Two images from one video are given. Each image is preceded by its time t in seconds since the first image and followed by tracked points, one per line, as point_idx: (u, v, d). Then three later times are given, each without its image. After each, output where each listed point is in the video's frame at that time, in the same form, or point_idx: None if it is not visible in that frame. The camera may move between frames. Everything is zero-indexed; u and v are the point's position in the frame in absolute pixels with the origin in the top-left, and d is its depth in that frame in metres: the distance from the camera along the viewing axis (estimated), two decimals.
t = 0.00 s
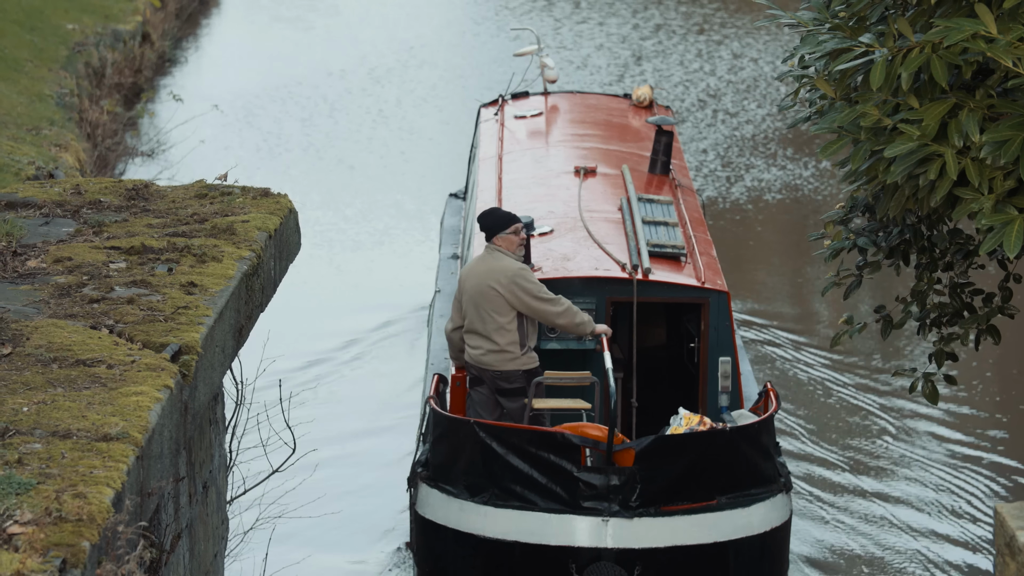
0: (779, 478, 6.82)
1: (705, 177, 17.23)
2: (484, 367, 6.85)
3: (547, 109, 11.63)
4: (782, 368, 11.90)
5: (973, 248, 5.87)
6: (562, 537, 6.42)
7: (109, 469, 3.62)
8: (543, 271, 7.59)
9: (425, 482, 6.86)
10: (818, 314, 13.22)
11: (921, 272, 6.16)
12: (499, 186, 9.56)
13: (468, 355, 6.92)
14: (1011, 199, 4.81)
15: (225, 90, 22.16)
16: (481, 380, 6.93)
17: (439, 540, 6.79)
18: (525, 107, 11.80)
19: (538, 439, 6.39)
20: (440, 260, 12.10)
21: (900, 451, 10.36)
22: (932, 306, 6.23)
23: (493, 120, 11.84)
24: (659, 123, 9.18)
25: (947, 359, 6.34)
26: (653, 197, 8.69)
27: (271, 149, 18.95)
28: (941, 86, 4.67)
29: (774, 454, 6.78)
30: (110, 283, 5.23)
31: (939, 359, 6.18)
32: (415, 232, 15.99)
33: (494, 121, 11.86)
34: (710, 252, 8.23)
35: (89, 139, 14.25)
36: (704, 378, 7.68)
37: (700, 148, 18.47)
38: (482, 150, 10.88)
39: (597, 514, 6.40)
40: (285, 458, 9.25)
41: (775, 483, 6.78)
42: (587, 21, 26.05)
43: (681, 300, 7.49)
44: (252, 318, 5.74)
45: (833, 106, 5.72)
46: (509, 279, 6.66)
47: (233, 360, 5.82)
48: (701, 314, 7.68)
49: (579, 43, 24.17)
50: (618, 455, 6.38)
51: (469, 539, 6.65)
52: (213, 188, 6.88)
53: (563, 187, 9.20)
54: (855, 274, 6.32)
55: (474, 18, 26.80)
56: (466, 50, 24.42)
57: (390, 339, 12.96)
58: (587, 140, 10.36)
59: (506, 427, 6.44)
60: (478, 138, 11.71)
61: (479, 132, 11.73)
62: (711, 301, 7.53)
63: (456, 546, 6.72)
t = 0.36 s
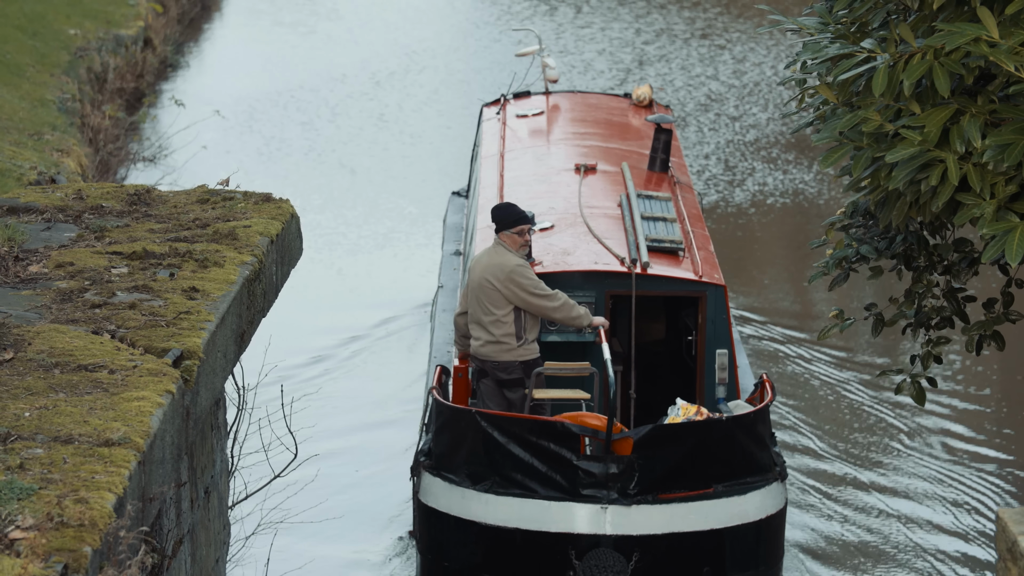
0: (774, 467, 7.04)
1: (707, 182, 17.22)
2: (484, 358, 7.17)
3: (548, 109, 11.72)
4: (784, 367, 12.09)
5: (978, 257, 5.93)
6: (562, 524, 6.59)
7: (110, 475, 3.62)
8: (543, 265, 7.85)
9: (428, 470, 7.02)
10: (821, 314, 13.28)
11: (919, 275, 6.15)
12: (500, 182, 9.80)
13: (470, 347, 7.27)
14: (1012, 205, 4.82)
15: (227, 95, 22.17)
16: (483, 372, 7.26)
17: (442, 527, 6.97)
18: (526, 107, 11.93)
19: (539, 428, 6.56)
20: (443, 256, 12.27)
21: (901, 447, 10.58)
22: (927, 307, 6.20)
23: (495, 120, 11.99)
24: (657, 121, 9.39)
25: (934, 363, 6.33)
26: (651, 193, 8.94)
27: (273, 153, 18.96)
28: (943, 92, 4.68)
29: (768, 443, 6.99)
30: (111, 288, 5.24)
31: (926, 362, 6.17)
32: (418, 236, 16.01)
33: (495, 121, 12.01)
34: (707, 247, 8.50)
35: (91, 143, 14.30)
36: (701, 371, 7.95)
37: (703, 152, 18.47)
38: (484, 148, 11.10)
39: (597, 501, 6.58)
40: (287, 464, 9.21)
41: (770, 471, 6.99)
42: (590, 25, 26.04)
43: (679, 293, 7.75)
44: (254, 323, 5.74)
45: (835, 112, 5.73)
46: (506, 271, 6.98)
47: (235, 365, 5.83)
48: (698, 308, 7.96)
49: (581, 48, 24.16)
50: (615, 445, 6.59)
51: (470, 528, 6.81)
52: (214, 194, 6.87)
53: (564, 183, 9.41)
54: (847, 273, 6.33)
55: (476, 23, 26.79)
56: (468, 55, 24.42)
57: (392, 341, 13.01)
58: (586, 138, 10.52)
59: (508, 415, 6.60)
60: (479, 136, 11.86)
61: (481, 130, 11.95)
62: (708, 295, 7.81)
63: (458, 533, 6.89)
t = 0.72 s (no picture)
0: (770, 457, 7.54)
1: (708, 187, 17.22)
2: (487, 348, 7.62)
3: (548, 108, 12.01)
4: (787, 361, 12.20)
5: (982, 263, 5.91)
6: (562, 511, 7.14)
7: (111, 480, 3.62)
8: (544, 260, 8.35)
9: (431, 460, 7.61)
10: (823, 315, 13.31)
11: (925, 284, 6.17)
12: (502, 178, 10.24)
13: (474, 338, 7.68)
14: (1014, 210, 4.81)
15: (228, 99, 22.19)
16: (485, 362, 7.70)
17: (444, 515, 7.55)
18: (526, 106, 12.20)
19: (537, 418, 7.10)
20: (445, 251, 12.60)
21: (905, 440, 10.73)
22: (937, 316, 6.21)
23: (495, 119, 12.30)
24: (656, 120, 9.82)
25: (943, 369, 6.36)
26: (650, 190, 9.47)
27: (274, 158, 18.98)
28: (944, 98, 4.69)
29: (763, 434, 7.45)
30: (113, 293, 5.25)
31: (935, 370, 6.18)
32: (421, 239, 16.04)
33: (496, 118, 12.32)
34: (705, 243, 9.03)
35: (93, 148, 14.35)
36: (699, 363, 8.46)
37: (705, 157, 18.48)
38: (486, 146, 11.47)
39: (596, 489, 7.11)
40: (289, 469, 9.19)
41: (764, 460, 7.49)
42: (592, 30, 26.06)
43: (675, 286, 8.26)
44: (255, 328, 5.75)
45: (836, 118, 5.75)
46: (515, 263, 7.41)
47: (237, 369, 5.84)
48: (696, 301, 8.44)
49: (583, 53, 24.19)
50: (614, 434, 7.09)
51: (473, 513, 7.39)
52: (216, 199, 6.88)
53: (564, 180, 9.88)
54: (861, 289, 6.34)
55: (477, 28, 26.81)
56: (470, 59, 24.47)
57: (393, 342, 13.10)
58: (585, 137, 10.91)
59: (507, 407, 7.14)
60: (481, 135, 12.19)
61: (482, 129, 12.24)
62: (705, 289, 8.29)
63: (460, 520, 7.47)
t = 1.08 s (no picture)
0: (765, 448, 8.03)
1: (708, 192, 17.22)
2: (493, 340, 7.96)
3: (549, 108, 12.46)
4: (793, 359, 12.34)
5: (981, 270, 5.90)
6: (562, 499, 7.63)
7: (112, 485, 3.62)
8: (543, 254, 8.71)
9: (433, 451, 8.10)
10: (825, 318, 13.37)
11: (931, 292, 6.16)
12: (504, 176, 10.59)
13: (479, 331, 8.00)
14: (1015, 216, 4.82)
15: (229, 105, 22.19)
16: (488, 354, 8.05)
17: (444, 504, 8.03)
18: (527, 107, 12.64)
19: (537, 410, 7.62)
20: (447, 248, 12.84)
21: (908, 433, 10.82)
22: (945, 324, 6.22)
23: (498, 119, 12.71)
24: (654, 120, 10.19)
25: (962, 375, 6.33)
26: (648, 188, 9.86)
27: (274, 163, 18.97)
28: (945, 103, 4.69)
29: (758, 426, 7.94)
30: (113, 299, 5.25)
31: (953, 378, 6.16)
32: (425, 243, 16.04)
33: (499, 119, 12.73)
34: (700, 239, 9.44)
35: (93, 154, 14.37)
36: (695, 356, 8.84)
37: (707, 162, 18.50)
38: (488, 145, 11.84)
39: (593, 479, 7.62)
40: (290, 474, 9.16)
41: (758, 451, 7.98)
42: (593, 36, 26.08)
43: (672, 281, 8.65)
44: (256, 335, 5.75)
45: (836, 124, 5.77)
46: (521, 256, 7.74)
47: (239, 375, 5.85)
48: (692, 297, 8.85)
49: (584, 58, 24.21)
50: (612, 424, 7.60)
51: (474, 502, 7.87)
52: (217, 205, 6.89)
53: (564, 178, 10.24)
54: (865, 297, 6.34)
55: (478, 34, 26.83)
56: (471, 64, 24.51)
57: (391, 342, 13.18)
58: (585, 137, 11.30)
59: (509, 399, 7.66)
60: (483, 135, 12.59)
61: (486, 129, 12.68)
62: (701, 284, 8.69)
63: (461, 509, 7.94)
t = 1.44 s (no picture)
0: (759, 438, 8.30)
1: (708, 197, 17.23)
2: (498, 332, 8.33)
3: (549, 107, 12.71)
4: (791, 354, 12.46)
5: (980, 273, 5.92)
6: (561, 487, 7.90)
7: (112, 491, 3.63)
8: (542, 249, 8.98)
9: (433, 441, 8.34)
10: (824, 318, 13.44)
11: (927, 296, 6.16)
12: (505, 172, 10.86)
13: (483, 325, 8.36)
14: (1016, 220, 4.82)
15: (229, 110, 22.21)
16: (491, 347, 8.40)
17: (446, 493, 8.28)
18: (528, 107, 12.89)
19: (537, 400, 7.88)
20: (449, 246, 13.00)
21: (910, 428, 10.87)
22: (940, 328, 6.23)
23: (499, 117, 12.93)
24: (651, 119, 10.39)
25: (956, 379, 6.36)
26: (646, 185, 10.08)
27: (274, 168, 18.97)
28: (945, 108, 4.71)
29: (752, 416, 8.21)
30: (114, 304, 5.25)
31: (946, 381, 6.18)
32: (425, 246, 16.09)
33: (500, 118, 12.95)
34: (697, 234, 9.60)
35: (93, 159, 14.38)
36: (692, 350, 9.01)
37: (707, 166, 18.52)
38: (489, 144, 12.06)
39: (591, 468, 7.88)
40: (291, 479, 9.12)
41: (753, 441, 8.24)
42: (594, 40, 26.09)
43: (669, 275, 8.85)
44: (257, 339, 5.76)
45: (837, 129, 5.78)
46: (522, 248, 8.15)
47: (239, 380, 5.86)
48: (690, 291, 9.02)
49: (585, 63, 24.23)
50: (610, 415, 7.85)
51: (475, 491, 8.14)
52: (217, 210, 6.90)
53: (563, 176, 10.49)
54: (859, 297, 6.35)
55: (478, 39, 26.85)
56: (472, 69, 24.54)
57: (390, 342, 13.24)
58: (585, 135, 11.54)
59: (509, 390, 7.92)
60: (484, 134, 12.79)
61: (486, 126, 12.90)
62: (698, 278, 8.86)
63: (463, 498, 8.21)
